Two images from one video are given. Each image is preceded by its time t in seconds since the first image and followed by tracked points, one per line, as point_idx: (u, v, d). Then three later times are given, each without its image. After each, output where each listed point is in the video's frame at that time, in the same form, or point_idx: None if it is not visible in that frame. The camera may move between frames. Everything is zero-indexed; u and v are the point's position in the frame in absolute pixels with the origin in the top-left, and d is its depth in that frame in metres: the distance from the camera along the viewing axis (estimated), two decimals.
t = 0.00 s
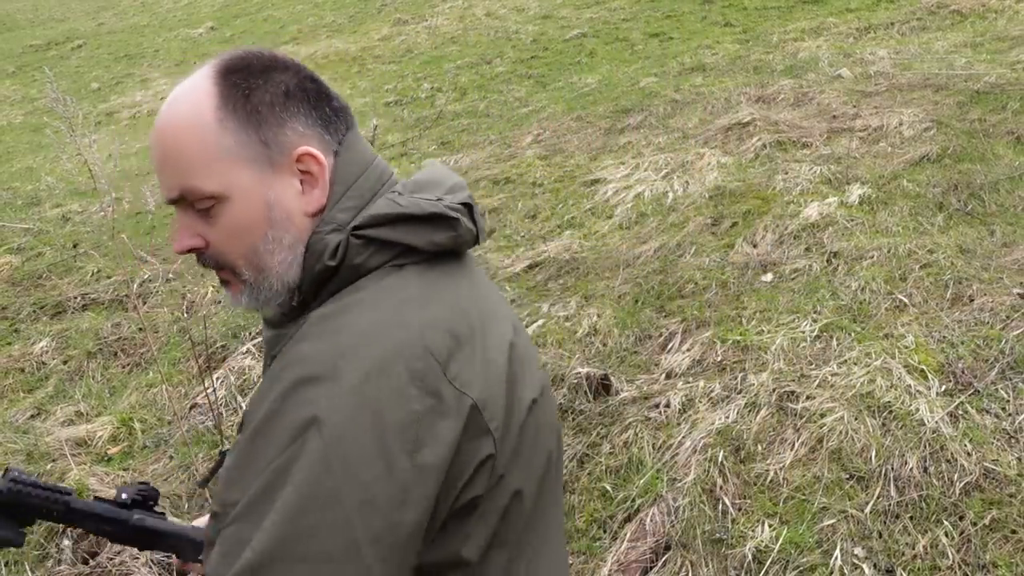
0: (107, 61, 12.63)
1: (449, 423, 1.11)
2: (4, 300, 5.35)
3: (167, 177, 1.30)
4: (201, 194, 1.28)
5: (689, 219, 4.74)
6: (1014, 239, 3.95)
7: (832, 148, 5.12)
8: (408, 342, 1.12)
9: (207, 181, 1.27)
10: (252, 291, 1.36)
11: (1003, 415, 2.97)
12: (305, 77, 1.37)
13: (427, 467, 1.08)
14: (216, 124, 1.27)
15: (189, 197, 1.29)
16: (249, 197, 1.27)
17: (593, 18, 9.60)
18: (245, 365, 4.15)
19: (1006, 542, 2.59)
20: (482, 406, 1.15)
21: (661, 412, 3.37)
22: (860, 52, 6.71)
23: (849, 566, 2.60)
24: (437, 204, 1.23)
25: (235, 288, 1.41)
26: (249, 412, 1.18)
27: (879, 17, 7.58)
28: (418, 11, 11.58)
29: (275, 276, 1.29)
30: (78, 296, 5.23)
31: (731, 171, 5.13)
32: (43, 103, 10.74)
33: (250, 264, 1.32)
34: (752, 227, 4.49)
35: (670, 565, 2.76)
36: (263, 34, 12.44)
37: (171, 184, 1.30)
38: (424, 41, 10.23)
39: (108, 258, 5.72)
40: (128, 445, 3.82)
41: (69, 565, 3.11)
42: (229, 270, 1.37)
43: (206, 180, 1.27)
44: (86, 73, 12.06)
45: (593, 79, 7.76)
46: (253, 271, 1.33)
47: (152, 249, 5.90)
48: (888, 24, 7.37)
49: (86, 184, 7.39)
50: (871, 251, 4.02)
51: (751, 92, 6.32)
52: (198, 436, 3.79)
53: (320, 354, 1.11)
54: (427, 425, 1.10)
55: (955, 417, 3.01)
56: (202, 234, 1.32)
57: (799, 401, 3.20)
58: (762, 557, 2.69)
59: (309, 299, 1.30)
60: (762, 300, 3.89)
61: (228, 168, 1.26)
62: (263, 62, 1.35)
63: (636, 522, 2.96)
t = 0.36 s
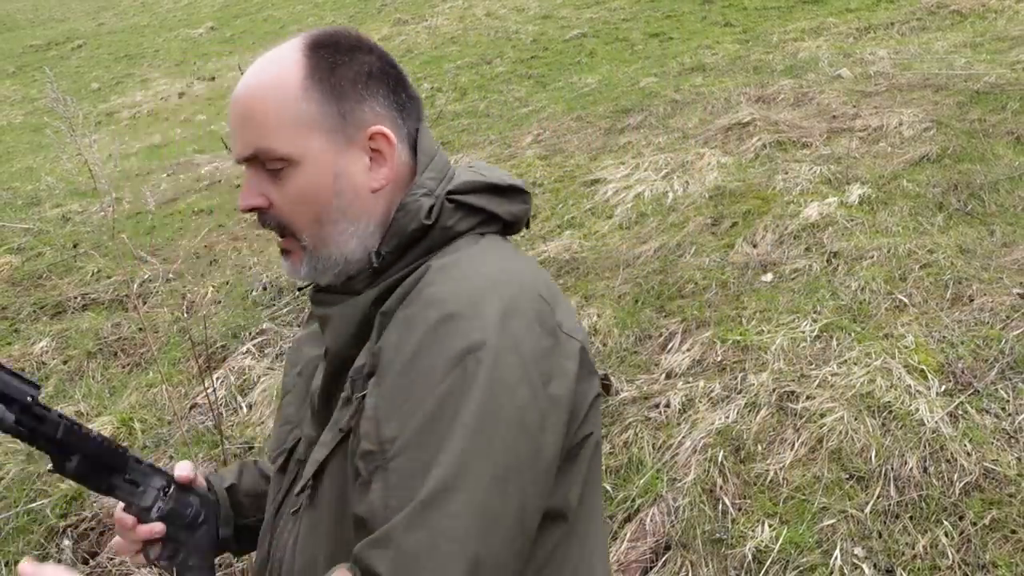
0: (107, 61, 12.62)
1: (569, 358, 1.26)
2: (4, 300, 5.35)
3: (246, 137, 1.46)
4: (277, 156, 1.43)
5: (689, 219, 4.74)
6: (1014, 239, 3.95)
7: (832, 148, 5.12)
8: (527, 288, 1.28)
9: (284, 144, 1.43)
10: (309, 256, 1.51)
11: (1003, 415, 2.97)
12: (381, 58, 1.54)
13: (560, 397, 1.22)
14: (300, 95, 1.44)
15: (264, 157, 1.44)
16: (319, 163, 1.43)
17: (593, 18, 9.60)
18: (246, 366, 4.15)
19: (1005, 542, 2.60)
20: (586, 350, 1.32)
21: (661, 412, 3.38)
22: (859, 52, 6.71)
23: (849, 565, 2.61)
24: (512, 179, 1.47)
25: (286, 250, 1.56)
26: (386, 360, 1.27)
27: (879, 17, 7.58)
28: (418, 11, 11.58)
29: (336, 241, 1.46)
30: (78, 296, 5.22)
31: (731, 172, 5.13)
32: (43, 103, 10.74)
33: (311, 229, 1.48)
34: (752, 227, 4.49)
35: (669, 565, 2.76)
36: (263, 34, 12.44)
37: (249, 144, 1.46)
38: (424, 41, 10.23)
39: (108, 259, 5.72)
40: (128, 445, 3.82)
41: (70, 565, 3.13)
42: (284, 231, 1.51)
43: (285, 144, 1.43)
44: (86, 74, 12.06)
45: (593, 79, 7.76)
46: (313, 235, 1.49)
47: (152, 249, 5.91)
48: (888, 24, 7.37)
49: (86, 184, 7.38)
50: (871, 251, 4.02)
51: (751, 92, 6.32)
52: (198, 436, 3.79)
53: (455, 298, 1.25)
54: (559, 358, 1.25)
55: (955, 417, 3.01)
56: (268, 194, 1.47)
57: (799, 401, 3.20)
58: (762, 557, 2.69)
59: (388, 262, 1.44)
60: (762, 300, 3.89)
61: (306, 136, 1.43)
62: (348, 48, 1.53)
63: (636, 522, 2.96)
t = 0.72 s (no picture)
0: (107, 61, 12.63)
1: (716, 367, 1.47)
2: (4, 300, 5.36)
3: (398, 107, 1.62)
4: (431, 132, 1.61)
5: (688, 219, 4.74)
6: (1014, 239, 3.96)
7: (832, 148, 5.12)
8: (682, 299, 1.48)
9: (442, 118, 1.60)
10: (436, 232, 1.69)
11: (1003, 415, 2.97)
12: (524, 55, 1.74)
13: (717, 397, 1.42)
14: (459, 77, 1.61)
15: (418, 129, 1.61)
16: (470, 145, 1.62)
17: (593, 18, 9.60)
18: (246, 366, 4.16)
19: (1006, 542, 2.60)
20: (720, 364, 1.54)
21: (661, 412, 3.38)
22: (859, 52, 6.71)
23: (850, 566, 2.61)
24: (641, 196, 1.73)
25: (405, 221, 1.72)
26: (573, 348, 1.37)
27: (879, 18, 7.58)
28: (418, 11, 11.58)
29: (472, 218, 1.66)
30: (78, 296, 5.23)
31: (730, 172, 5.14)
32: (43, 104, 10.75)
33: (448, 206, 1.66)
34: (752, 227, 4.50)
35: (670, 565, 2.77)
36: (263, 34, 12.44)
37: (402, 115, 1.61)
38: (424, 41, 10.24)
39: (108, 258, 5.73)
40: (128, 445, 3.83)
41: (69, 566, 3.10)
42: (414, 203, 1.69)
43: (440, 120, 1.60)
44: (86, 74, 12.07)
45: (593, 79, 7.77)
46: (450, 209, 1.66)
47: (153, 249, 5.92)
48: (889, 24, 7.37)
49: (86, 184, 7.39)
50: (871, 251, 4.02)
51: (751, 92, 6.32)
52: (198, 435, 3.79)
53: (632, 291, 1.40)
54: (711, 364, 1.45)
55: (956, 417, 3.01)
56: (411, 164, 1.64)
57: (799, 401, 3.21)
58: (763, 557, 2.69)
59: (524, 253, 1.64)
60: (761, 300, 3.89)
61: (462, 115, 1.61)
62: (498, 36, 1.70)
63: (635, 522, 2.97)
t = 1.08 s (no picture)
0: (106, 61, 12.63)
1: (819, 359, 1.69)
2: (4, 301, 5.36)
3: (586, 108, 1.61)
4: (618, 134, 1.63)
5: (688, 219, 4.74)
6: (1014, 239, 3.95)
7: (832, 149, 5.13)
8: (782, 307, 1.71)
9: (624, 120, 1.65)
10: (614, 237, 1.63)
11: (1003, 415, 2.96)
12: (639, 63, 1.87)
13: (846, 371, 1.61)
14: (624, 82, 1.70)
15: (608, 130, 1.62)
16: (641, 148, 1.69)
17: (594, 18, 9.60)
18: (247, 366, 4.16)
19: (1006, 542, 2.59)
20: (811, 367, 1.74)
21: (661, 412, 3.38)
22: (859, 52, 6.71)
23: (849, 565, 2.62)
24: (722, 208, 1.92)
25: (575, 231, 1.62)
26: (744, 332, 1.50)
27: (879, 18, 7.57)
28: (418, 11, 11.58)
29: (641, 220, 1.69)
30: (78, 296, 5.23)
31: (730, 172, 5.13)
32: (42, 103, 10.75)
33: (628, 207, 1.66)
34: (752, 227, 4.49)
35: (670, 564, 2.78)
36: (262, 34, 12.45)
37: (592, 117, 1.61)
38: (424, 41, 10.25)
39: (108, 258, 5.73)
40: (128, 445, 3.83)
41: (69, 566, 3.09)
42: (597, 210, 1.62)
43: (626, 120, 1.65)
44: (86, 74, 12.08)
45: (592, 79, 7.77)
46: (629, 210, 1.65)
47: (153, 249, 5.92)
48: (889, 24, 7.37)
49: (86, 184, 7.39)
50: (870, 251, 4.02)
51: (751, 92, 6.32)
52: (198, 436, 3.80)
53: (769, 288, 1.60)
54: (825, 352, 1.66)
55: (956, 417, 3.01)
56: (597, 167, 1.62)
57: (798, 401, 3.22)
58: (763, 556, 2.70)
59: (656, 263, 1.68)
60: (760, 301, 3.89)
61: (634, 118, 1.69)
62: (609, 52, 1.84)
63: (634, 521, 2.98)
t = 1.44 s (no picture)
0: (106, 61, 12.64)
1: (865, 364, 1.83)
2: (4, 300, 5.36)
3: (636, 107, 1.58)
4: (667, 132, 1.62)
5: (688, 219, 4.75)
6: (1014, 239, 3.95)
7: (832, 149, 5.12)
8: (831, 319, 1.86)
9: (674, 117, 1.63)
10: (664, 234, 1.62)
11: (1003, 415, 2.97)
12: (684, 51, 1.80)
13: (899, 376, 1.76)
14: (672, 74, 1.67)
15: (657, 129, 1.61)
16: (690, 143, 1.67)
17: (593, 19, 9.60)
18: (247, 366, 4.16)
19: (1006, 542, 2.59)
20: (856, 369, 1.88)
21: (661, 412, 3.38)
22: (859, 52, 6.71)
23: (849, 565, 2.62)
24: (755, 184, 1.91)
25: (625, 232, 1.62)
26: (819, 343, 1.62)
27: (879, 18, 7.57)
28: (418, 11, 11.58)
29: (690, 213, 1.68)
30: (78, 296, 5.22)
31: (730, 172, 5.13)
32: (42, 103, 10.75)
33: (677, 204, 1.65)
34: (752, 227, 4.49)
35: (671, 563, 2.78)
36: (262, 34, 12.45)
37: (642, 115, 1.59)
38: (424, 41, 10.25)
39: (108, 258, 5.73)
40: (127, 445, 3.82)
41: (69, 565, 3.08)
42: (644, 210, 1.62)
43: (675, 117, 1.63)
44: (86, 74, 12.08)
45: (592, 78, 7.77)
46: (677, 209, 1.64)
47: (153, 249, 5.92)
48: (888, 24, 7.37)
49: (86, 184, 7.40)
50: (871, 251, 4.02)
51: (751, 92, 6.32)
52: (199, 435, 3.80)
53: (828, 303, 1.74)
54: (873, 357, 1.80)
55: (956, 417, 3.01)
56: (646, 167, 1.61)
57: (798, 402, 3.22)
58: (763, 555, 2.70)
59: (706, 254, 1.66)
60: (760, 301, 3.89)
61: (682, 113, 1.67)
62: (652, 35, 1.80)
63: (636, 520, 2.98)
